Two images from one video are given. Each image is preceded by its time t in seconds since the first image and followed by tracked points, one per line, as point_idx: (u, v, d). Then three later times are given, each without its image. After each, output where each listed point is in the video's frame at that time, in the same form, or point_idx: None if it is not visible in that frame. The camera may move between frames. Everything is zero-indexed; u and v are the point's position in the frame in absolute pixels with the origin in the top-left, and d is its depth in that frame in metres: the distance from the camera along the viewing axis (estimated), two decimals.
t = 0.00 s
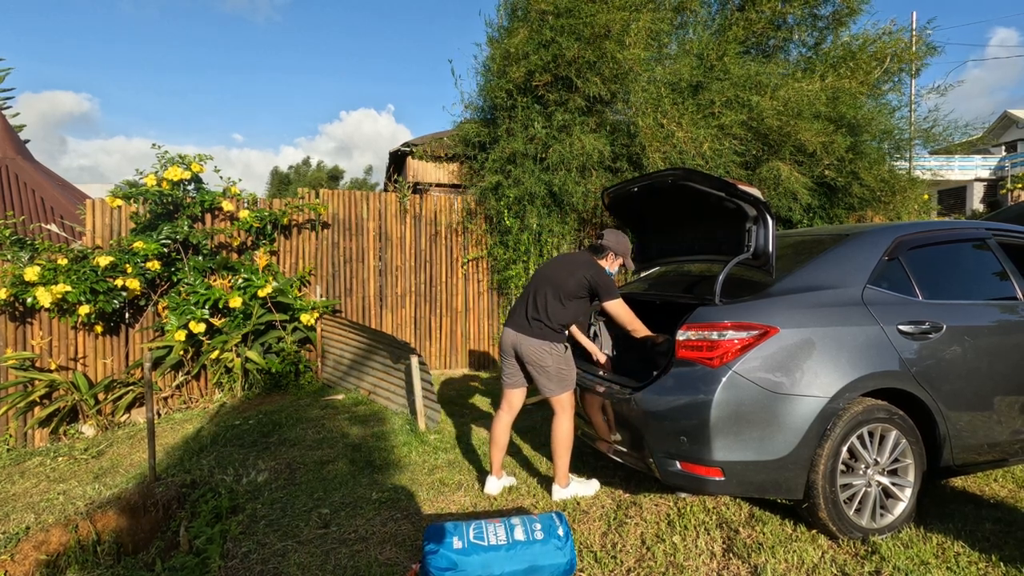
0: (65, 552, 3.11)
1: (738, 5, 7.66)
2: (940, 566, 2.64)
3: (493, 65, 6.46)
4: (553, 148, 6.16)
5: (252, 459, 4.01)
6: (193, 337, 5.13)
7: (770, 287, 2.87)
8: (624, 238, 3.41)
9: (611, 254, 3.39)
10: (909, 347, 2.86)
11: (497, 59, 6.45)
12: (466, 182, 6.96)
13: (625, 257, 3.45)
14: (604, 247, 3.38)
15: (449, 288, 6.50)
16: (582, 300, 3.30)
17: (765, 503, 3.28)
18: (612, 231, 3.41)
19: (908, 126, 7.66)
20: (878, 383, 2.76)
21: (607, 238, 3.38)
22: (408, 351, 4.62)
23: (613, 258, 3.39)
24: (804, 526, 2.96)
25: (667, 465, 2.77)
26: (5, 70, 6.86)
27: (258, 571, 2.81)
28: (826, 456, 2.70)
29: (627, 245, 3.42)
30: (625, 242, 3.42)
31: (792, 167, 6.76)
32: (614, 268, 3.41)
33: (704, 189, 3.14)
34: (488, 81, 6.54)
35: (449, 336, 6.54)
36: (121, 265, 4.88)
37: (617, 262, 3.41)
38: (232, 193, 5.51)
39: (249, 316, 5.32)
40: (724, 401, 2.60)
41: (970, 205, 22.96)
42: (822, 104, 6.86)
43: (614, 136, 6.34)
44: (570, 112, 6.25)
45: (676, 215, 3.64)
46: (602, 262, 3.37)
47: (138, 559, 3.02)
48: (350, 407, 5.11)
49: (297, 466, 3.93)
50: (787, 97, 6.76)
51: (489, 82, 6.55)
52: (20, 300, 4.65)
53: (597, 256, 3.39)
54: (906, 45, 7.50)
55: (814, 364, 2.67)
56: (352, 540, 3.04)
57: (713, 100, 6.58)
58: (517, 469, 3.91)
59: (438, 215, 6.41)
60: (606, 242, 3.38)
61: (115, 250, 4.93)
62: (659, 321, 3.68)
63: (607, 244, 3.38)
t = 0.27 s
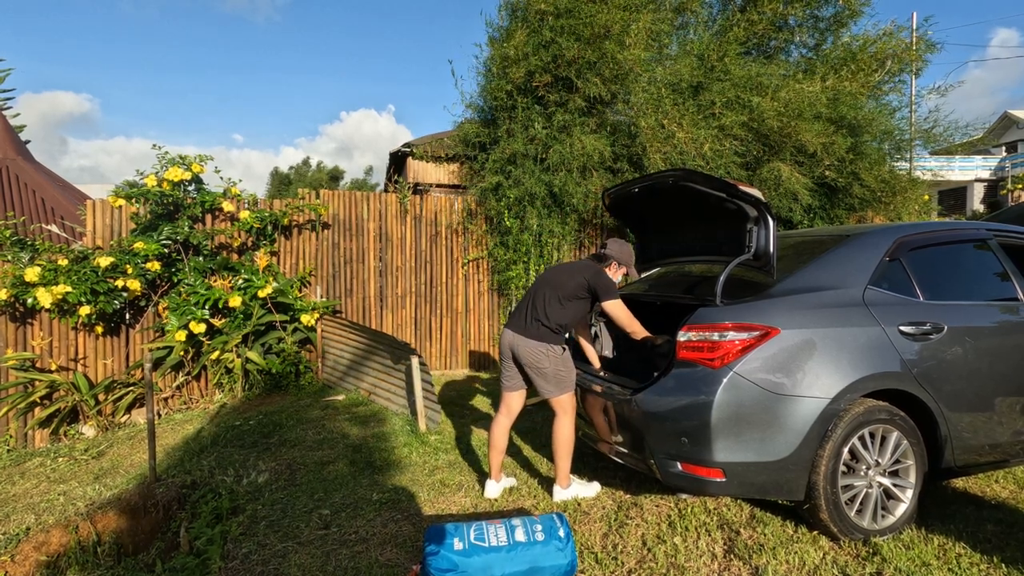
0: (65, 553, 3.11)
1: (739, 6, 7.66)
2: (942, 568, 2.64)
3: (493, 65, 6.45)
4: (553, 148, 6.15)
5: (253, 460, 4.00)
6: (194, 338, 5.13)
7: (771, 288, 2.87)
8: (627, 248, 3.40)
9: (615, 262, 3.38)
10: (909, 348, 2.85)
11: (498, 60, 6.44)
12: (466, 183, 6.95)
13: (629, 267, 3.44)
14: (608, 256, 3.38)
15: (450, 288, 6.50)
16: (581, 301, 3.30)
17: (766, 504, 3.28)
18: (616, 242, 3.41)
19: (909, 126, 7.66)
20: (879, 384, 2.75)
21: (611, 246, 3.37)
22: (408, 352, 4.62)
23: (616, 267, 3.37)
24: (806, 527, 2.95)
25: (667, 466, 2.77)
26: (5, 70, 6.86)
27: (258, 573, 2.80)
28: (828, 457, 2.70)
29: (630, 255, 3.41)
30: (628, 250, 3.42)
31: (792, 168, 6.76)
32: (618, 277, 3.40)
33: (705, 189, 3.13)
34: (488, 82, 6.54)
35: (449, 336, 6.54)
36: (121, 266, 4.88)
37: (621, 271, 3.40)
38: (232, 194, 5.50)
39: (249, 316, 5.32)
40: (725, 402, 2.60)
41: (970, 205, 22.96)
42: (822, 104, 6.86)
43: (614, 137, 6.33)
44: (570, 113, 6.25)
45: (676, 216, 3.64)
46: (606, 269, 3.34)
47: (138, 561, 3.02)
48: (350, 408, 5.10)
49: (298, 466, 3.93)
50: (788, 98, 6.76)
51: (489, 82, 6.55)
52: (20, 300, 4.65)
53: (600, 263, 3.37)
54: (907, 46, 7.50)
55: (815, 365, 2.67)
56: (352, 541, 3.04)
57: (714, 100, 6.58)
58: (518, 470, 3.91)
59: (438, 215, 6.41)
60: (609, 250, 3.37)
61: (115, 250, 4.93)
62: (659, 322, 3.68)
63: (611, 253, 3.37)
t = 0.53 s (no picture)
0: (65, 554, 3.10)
1: (739, 6, 7.66)
2: (943, 569, 2.63)
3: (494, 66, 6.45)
4: (553, 149, 6.15)
5: (253, 460, 4.00)
6: (194, 338, 5.12)
7: (771, 288, 2.87)
8: (628, 245, 3.41)
9: (615, 260, 3.40)
10: (910, 348, 2.85)
11: (498, 60, 6.44)
12: (466, 183, 6.95)
13: (631, 265, 3.45)
14: (608, 254, 3.38)
15: (450, 289, 6.50)
16: (580, 302, 3.29)
17: (766, 505, 3.28)
18: (617, 239, 3.41)
19: (909, 127, 7.66)
20: (880, 384, 2.75)
21: (611, 244, 3.39)
22: (408, 352, 4.62)
23: (617, 266, 3.40)
24: (806, 528, 2.95)
25: (668, 467, 2.77)
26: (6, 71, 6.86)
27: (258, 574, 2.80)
28: (828, 457, 2.70)
29: (631, 252, 3.42)
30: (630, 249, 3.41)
31: (793, 168, 6.75)
32: (616, 275, 3.42)
33: (705, 190, 3.13)
34: (489, 82, 6.54)
35: (449, 336, 6.54)
36: (121, 266, 4.88)
37: (621, 270, 3.43)
38: (232, 194, 5.50)
39: (249, 316, 5.31)
40: (726, 403, 2.60)
41: (970, 205, 22.97)
42: (823, 105, 6.86)
43: (614, 137, 6.33)
44: (570, 113, 6.25)
45: (676, 216, 3.64)
46: (606, 266, 3.36)
47: (138, 561, 3.01)
48: (350, 408, 5.10)
49: (298, 467, 3.92)
50: (788, 99, 6.76)
51: (489, 83, 6.55)
52: (20, 300, 4.65)
53: (601, 261, 3.37)
54: (907, 47, 7.50)
55: (816, 365, 2.67)
56: (352, 541, 3.03)
57: (714, 101, 6.59)
58: (518, 470, 3.90)
59: (438, 216, 6.41)
60: (609, 248, 3.38)
61: (115, 250, 4.93)
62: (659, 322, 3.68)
63: (611, 251, 3.38)
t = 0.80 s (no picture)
0: (64, 554, 3.09)
1: (740, 7, 7.66)
2: (944, 570, 2.63)
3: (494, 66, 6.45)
4: (553, 149, 6.14)
5: (253, 460, 4.00)
6: (193, 338, 5.12)
7: (771, 289, 2.87)
8: (628, 242, 3.39)
9: (615, 257, 3.39)
10: (911, 349, 2.84)
11: (498, 60, 6.44)
12: (466, 183, 6.95)
13: (632, 262, 3.45)
14: (607, 251, 3.38)
15: (450, 289, 6.50)
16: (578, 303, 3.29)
17: (766, 506, 3.27)
18: (618, 235, 3.40)
19: (910, 127, 7.66)
20: (880, 384, 2.75)
21: (610, 241, 3.38)
22: (408, 352, 4.62)
23: (616, 262, 3.40)
24: (807, 528, 2.94)
25: (668, 467, 2.76)
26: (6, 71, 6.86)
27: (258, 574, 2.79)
28: (829, 458, 2.70)
29: (632, 249, 3.40)
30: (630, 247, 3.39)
31: (793, 169, 6.74)
32: (616, 272, 3.43)
33: (705, 190, 3.13)
34: (489, 83, 6.54)
35: (449, 337, 6.54)
36: (121, 266, 4.87)
37: (621, 267, 3.43)
38: (232, 194, 5.49)
39: (249, 316, 5.31)
40: (726, 403, 2.59)
41: (970, 206, 22.98)
42: (823, 105, 6.86)
43: (614, 138, 6.33)
44: (571, 114, 6.24)
45: (676, 216, 3.64)
46: (604, 263, 3.38)
47: (138, 562, 3.01)
48: (350, 409, 5.10)
49: (298, 467, 3.92)
50: (789, 99, 6.75)
51: (489, 83, 6.55)
52: (20, 301, 4.64)
53: (600, 258, 3.37)
54: (907, 48, 7.50)
55: (816, 366, 2.66)
56: (352, 542, 3.03)
57: (715, 101, 6.59)
58: (518, 471, 3.90)
59: (438, 216, 6.41)
60: (608, 245, 3.37)
61: (115, 251, 4.92)
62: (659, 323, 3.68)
63: (610, 248, 3.37)
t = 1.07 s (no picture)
0: (65, 554, 3.09)
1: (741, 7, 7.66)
2: (945, 571, 2.62)
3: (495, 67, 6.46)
4: (554, 149, 6.14)
5: (253, 461, 4.00)
6: (194, 338, 5.12)
7: (772, 289, 2.86)
8: (631, 245, 3.38)
9: (616, 259, 3.39)
10: (912, 350, 2.84)
11: (499, 61, 6.44)
12: (467, 184, 6.95)
13: (634, 265, 3.44)
14: (609, 253, 3.38)
15: (450, 289, 6.50)
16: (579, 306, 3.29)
17: (767, 507, 3.27)
18: (621, 238, 3.39)
19: (911, 128, 7.66)
20: (881, 385, 2.74)
21: (614, 245, 3.38)
22: (409, 353, 4.61)
23: (619, 264, 3.39)
24: (808, 529, 2.94)
25: (669, 468, 2.76)
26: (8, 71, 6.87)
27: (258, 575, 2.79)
28: (830, 459, 2.69)
29: (634, 252, 3.40)
30: (632, 250, 3.39)
31: (794, 169, 6.74)
32: (618, 274, 3.43)
33: (706, 190, 3.13)
34: (490, 83, 6.54)
35: (450, 337, 6.53)
36: (122, 267, 4.88)
37: (623, 269, 3.43)
38: (233, 194, 5.49)
39: (250, 317, 5.31)
40: (727, 404, 2.59)
41: (971, 206, 22.97)
42: (824, 106, 6.86)
43: (615, 138, 6.33)
44: (572, 114, 6.24)
45: (676, 217, 3.64)
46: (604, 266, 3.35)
47: (138, 562, 3.00)
48: (350, 409, 5.10)
49: (298, 468, 3.92)
50: (789, 99, 6.75)
51: (490, 83, 6.55)
52: (21, 301, 4.65)
53: (601, 259, 3.36)
54: (908, 48, 7.50)
55: (817, 367, 2.66)
56: (352, 543, 3.03)
57: (716, 102, 6.59)
58: (518, 472, 3.90)
59: (438, 217, 6.41)
60: (612, 248, 3.37)
61: (116, 251, 4.93)
62: (660, 323, 3.67)
63: (613, 250, 3.37)
